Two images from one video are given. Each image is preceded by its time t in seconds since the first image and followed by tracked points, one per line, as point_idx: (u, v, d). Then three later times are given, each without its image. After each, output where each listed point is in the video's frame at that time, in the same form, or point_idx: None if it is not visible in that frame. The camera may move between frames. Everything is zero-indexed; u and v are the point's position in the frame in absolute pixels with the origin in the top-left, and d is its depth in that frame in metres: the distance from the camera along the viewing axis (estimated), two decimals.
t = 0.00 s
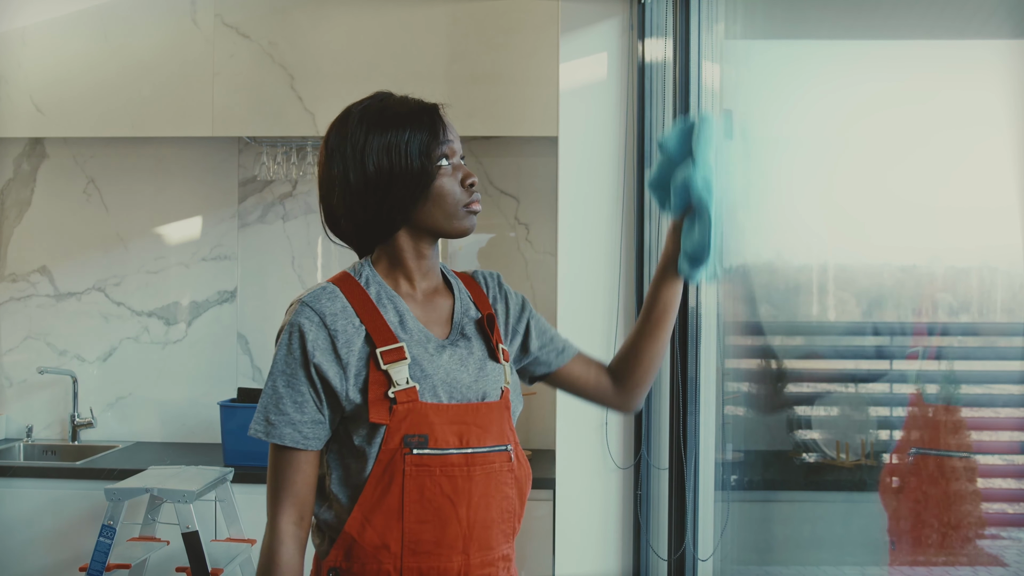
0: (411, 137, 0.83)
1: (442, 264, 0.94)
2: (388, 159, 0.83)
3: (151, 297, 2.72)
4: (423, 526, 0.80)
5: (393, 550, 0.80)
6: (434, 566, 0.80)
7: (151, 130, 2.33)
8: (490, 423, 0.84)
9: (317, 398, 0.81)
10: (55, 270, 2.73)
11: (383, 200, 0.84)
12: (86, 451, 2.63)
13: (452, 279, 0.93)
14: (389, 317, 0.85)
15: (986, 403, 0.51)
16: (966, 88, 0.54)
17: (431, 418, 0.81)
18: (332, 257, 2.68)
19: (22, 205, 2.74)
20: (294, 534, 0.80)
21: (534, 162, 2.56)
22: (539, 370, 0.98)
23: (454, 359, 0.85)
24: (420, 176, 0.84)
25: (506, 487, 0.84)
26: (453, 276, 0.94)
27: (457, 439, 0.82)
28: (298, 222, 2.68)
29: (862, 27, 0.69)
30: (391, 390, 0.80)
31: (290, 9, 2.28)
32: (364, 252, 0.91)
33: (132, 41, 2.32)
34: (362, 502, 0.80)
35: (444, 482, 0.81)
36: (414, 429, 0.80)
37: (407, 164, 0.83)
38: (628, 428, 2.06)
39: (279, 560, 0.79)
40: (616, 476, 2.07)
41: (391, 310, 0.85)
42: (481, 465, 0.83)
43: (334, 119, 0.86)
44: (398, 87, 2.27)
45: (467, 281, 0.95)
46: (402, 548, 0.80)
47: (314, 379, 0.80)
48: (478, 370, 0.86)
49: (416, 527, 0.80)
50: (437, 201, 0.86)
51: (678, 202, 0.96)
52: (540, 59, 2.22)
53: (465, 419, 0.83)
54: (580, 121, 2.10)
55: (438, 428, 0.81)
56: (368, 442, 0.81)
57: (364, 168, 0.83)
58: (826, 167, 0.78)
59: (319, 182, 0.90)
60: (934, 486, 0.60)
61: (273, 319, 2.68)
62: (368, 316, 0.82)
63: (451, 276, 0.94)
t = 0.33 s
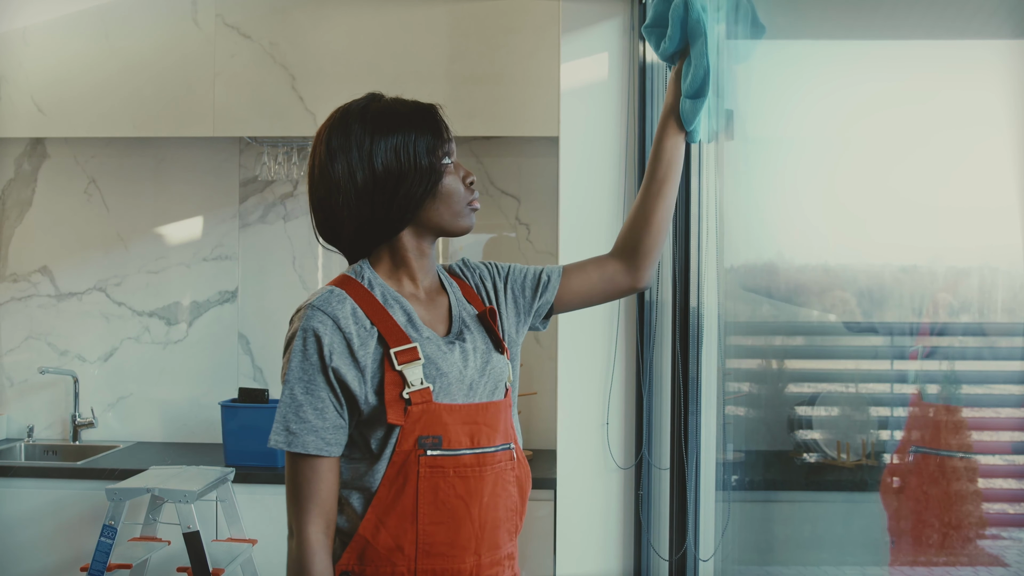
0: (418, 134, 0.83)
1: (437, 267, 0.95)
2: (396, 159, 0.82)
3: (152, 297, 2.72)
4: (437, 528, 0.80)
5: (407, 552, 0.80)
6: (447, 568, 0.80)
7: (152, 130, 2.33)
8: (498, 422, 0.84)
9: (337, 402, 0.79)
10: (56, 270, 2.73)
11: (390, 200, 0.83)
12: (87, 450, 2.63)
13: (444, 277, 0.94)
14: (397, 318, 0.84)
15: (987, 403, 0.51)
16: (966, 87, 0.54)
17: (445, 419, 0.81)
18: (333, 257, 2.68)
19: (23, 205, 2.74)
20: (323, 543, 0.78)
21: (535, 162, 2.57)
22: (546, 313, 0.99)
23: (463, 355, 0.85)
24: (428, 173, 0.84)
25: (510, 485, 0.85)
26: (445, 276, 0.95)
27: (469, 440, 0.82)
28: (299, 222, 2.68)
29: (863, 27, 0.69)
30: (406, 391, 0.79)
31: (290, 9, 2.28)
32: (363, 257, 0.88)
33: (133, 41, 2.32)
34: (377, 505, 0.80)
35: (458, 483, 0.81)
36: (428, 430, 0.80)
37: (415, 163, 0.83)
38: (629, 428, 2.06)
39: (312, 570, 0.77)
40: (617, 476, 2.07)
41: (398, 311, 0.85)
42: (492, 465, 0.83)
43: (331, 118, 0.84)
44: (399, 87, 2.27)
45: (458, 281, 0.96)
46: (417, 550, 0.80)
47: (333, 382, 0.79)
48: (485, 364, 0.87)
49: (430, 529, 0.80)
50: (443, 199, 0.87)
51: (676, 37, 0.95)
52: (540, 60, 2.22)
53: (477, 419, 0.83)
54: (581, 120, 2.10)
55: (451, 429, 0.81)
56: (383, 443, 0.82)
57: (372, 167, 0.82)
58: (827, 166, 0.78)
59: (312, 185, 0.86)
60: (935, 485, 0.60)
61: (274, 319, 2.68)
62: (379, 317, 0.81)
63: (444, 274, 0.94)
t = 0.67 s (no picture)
0: (418, 133, 0.83)
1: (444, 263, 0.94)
2: (400, 161, 0.82)
3: (153, 297, 2.72)
4: (457, 527, 0.81)
5: (427, 551, 0.80)
6: (466, 567, 0.81)
7: (152, 130, 2.33)
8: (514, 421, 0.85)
9: (358, 403, 0.79)
10: (56, 270, 2.73)
11: (397, 200, 0.83)
12: (87, 450, 2.63)
13: (455, 275, 0.93)
14: (414, 317, 0.84)
15: (989, 403, 0.51)
16: (966, 88, 0.54)
17: (465, 420, 0.81)
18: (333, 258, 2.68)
19: (24, 205, 2.74)
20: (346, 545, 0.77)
21: (536, 162, 2.57)
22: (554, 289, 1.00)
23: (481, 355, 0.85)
24: (432, 172, 0.84)
25: (522, 483, 0.86)
26: (456, 272, 0.94)
27: (488, 440, 0.82)
28: (300, 222, 2.68)
29: (864, 27, 0.69)
30: (428, 392, 0.79)
31: (291, 9, 2.29)
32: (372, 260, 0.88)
33: (134, 41, 2.32)
34: (397, 506, 0.80)
35: (477, 482, 0.81)
36: (449, 430, 0.80)
37: (420, 163, 0.83)
38: (630, 427, 2.06)
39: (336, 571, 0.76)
40: (618, 476, 2.07)
41: (415, 311, 0.84)
42: (509, 464, 0.84)
43: (327, 126, 0.83)
44: (399, 87, 2.26)
45: (471, 277, 0.94)
46: (436, 550, 0.80)
47: (354, 383, 0.78)
48: (501, 361, 0.87)
49: (450, 529, 0.81)
50: (450, 194, 0.87)
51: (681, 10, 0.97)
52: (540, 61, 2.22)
53: (495, 419, 0.83)
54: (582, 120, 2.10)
55: (471, 429, 0.81)
56: (405, 443, 0.81)
57: (377, 170, 0.81)
58: (829, 167, 0.78)
59: (314, 194, 0.85)
60: (936, 485, 0.60)
61: (275, 319, 2.68)
62: (398, 317, 0.81)
63: (455, 272, 0.93)
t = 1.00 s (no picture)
0: (417, 134, 0.82)
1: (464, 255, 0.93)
2: (401, 165, 0.82)
3: (153, 297, 2.72)
4: (462, 529, 0.81)
5: (432, 552, 0.80)
6: (470, 568, 0.81)
7: (153, 130, 2.33)
8: (524, 422, 0.84)
9: (365, 407, 0.79)
10: (57, 270, 2.73)
11: (403, 204, 0.83)
12: (88, 450, 2.63)
13: (477, 270, 0.92)
14: (420, 320, 0.83)
15: (990, 403, 0.51)
16: (966, 88, 0.54)
17: (469, 422, 0.81)
18: (335, 258, 2.67)
19: (24, 205, 2.74)
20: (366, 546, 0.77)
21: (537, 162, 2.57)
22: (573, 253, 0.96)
23: (486, 358, 0.83)
24: (435, 172, 0.83)
25: (532, 484, 0.86)
26: (477, 266, 0.92)
27: (495, 441, 0.82)
28: (301, 223, 2.69)
29: (865, 26, 0.69)
30: (428, 397, 0.79)
31: (291, 9, 2.29)
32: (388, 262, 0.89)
33: (135, 41, 2.32)
34: (400, 507, 0.80)
35: (482, 483, 0.81)
36: (452, 432, 0.80)
37: (421, 165, 0.82)
38: (631, 427, 2.06)
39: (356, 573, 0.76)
40: (619, 476, 2.07)
41: (420, 313, 0.84)
42: (516, 464, 0.84)
43: (331, 135, 0.84)
44: (400, 87, 2.27)
45: (491, 270, 0.92)
46: (441, 551, 0.80)
47: (359, 388, 0.78)
48: (511, 361, 0.86)
49: (454, 530, 0.81)
50: (456, 193, 0.86)
51: None
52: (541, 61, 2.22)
53: (502, 420, 0.83)
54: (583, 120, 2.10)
55: (476, 430, 0.81)
56: (409, 446, 0.81)
57: (380, 177, 0.82)
58: (830, 167, 0.78)
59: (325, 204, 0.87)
60: (936, 485, 0.60)
61: (276, 319, 2.69)
62: (401, 322, 0.80)
63: (474, 267, 0.92)
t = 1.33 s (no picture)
0: (428, 137, 0.82)
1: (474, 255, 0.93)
2: (411, 167, 0.82)
3: (154, 297, 2.72)
4: (474, 529, 0.81)
5: (445, 553, 0.80)
6: (483, 568, 0.81)
7: (153, 130, 2.33)
8: (537, 423, 0.84)
9: (375, 404, 0.79)
10: (58, 270, 2.74)
11: (412, 206, 0.84)
12: (88, 450, 2.63)
13: (487, 273, 0.92)
14: (432, 317, 0.83)
15: (989, 403, 0.51)
16: (967, 88, 0.54)
17: (482, 421, 0.80)
18: (335, 258, 2.67)
19: (24, 205, 2.74)
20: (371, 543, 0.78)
21: (537, 162, 2.57)
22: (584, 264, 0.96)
23: (499, 357, 0.83)
24: (446, 175, 0.83)
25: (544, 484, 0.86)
26: (488, 269, 0.92)
27: (507, 441, 0.82)
28: (302, 222, 2.69)
29: (866, 25, 0.69)
30: (442, 394, 0.79)
31: (292, 9, 2.29)
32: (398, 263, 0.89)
33: (135, 41, 2.32)
34: (414, 507, 0.80)
35: (494, 484, 0.81)
36: (465, 432, 0.80)
37: (432, 167, 0.82)
38: (631, 427, 2.07)
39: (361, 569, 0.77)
40: (619, 476, 2.07)
41: (433, 311, 0.84)
42: (527, 464, 0.83)
43: (344, 137, 0.85)
44: (400, 87, 2.26)
45: (502, 277, 0.92)
46: (453, 551, 0.80)
47: (369, 385, 0.79)
48: (522, 363, 0.85)
49: (466, 531, 0.80)
50: (468, 196, 0.85)
51: None
52: (542, 61, 2.22)
53: (514, 421, 0.82)
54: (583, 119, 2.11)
55: (488, 430, 0.81)
56: (422, 444, 0.81)
57: (390, 179, 0.82)
58: (831, 167, 0.77)
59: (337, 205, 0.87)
60: (935, 485, 0.60)
61: (276, 319, 2.69)
62: (413, 318, 0.80)
63: (486, 269, 0.92)
